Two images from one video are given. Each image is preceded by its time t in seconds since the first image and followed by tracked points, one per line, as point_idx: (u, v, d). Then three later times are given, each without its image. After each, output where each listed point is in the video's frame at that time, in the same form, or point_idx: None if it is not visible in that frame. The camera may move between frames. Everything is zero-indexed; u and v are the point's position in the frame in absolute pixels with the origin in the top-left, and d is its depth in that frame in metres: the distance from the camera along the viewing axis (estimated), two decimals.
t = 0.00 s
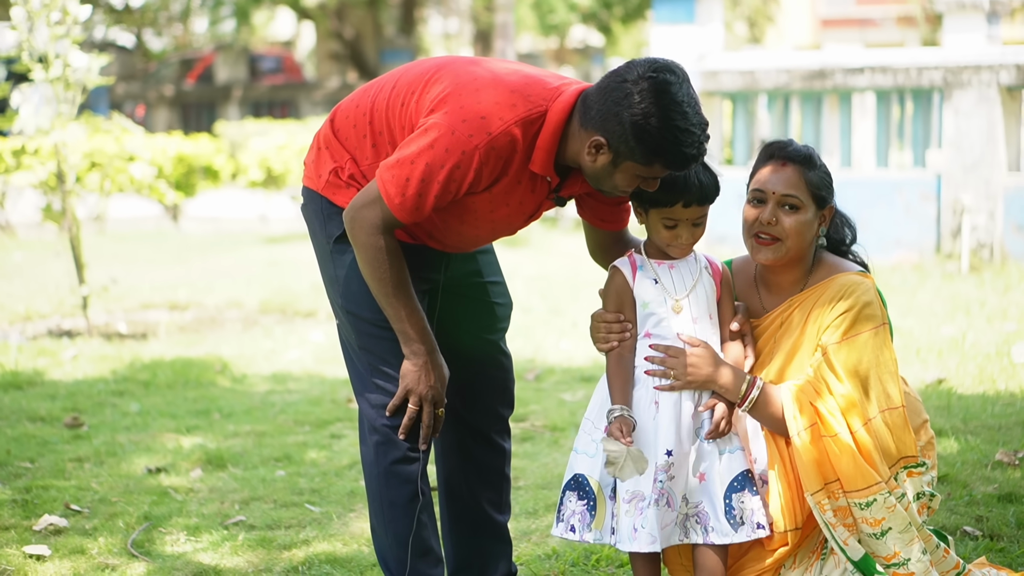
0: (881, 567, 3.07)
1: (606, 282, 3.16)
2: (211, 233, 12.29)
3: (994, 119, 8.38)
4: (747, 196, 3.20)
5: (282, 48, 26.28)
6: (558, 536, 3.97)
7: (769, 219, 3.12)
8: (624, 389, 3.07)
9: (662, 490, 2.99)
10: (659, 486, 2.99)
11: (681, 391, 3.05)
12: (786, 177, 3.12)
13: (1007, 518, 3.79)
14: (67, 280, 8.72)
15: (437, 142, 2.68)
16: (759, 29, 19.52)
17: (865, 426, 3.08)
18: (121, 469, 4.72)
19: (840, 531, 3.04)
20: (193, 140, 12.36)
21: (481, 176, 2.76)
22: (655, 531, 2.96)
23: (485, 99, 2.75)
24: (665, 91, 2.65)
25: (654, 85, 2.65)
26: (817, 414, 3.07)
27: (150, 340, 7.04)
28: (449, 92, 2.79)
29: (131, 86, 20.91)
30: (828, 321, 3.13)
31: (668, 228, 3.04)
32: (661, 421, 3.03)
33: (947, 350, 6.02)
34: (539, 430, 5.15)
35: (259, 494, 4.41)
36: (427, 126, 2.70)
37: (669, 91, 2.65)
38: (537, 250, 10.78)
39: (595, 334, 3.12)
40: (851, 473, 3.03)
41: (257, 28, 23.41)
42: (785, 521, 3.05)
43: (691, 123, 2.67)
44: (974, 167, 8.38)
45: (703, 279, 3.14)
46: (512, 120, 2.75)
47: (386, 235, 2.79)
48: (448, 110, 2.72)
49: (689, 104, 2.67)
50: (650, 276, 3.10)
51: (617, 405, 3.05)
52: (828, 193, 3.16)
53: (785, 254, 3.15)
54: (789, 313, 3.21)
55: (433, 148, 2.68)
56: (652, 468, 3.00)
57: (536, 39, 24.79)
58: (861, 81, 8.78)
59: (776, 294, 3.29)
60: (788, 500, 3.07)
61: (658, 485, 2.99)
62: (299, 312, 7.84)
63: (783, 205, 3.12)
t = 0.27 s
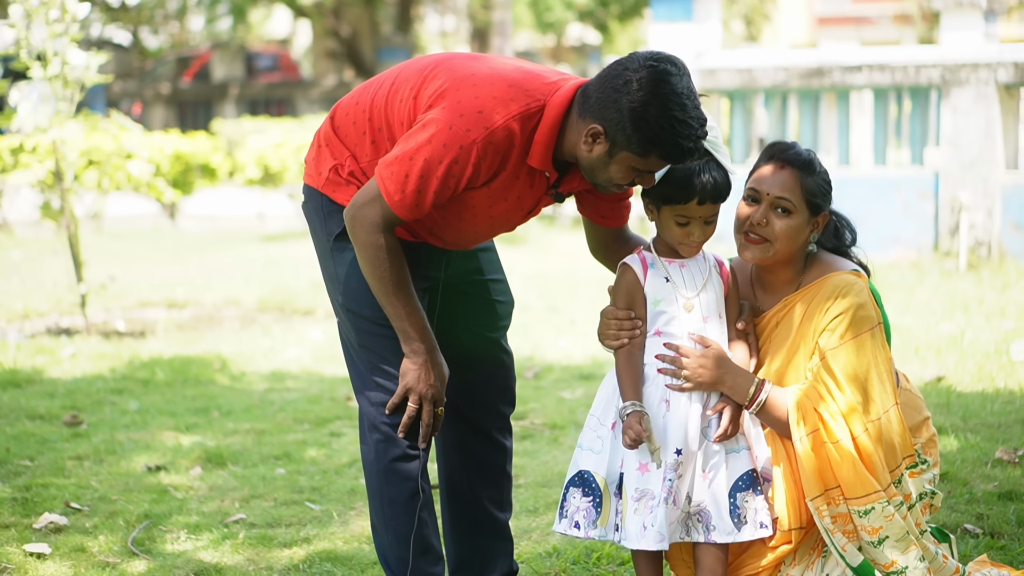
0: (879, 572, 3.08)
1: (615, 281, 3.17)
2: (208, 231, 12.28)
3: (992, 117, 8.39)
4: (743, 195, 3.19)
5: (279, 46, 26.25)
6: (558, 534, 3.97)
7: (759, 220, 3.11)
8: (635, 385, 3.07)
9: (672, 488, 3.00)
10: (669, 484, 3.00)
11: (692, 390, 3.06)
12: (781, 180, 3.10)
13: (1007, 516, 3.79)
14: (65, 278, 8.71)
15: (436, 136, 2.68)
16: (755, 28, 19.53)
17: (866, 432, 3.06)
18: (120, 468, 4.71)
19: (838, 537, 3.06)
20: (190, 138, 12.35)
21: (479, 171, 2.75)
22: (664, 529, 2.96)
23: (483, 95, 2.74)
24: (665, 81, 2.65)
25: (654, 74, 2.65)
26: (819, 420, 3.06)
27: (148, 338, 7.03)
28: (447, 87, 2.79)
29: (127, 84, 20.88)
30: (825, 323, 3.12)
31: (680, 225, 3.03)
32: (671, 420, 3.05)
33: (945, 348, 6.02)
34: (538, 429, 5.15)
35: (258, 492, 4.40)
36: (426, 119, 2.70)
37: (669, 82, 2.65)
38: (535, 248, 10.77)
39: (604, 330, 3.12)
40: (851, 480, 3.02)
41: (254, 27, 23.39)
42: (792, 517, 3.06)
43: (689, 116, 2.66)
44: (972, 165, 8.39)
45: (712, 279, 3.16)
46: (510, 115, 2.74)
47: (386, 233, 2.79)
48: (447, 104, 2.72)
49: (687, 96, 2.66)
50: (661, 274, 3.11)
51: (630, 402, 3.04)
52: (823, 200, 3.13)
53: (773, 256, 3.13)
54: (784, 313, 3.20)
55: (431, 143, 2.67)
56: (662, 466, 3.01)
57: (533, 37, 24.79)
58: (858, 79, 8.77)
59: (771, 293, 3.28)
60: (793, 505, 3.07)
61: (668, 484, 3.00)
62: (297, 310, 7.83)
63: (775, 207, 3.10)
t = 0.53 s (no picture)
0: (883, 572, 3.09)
1: (626, 278, 3.16)
2: (206, 229, 12.26)
3: (991, 116, 8.42)
4: (743, 204, 3.16)
5: (276, 43, 26.21)
6: (561, 533, 3.97)
7: (755, 232, 3.10)
8: (646, 380, 3.09)
9: (679, 486, 3.02)
10: (677, 482, 3.02)
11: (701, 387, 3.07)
12: (779, 193, 3.07)
13: (1010, 514, 3.80)
14: (64, 276, 8.70)
15: (441, 136, 2.68)
16: (752, 26, 19.56)
17: (870, 431, 3.07)
18: (122, 466, 4.71)
19: (843, 537, 3.07)
20: (188, 136, 12.33)
21: (484, 170, 2.75)
22: (671, 527, 2.98)
23: (489, 94, 2.74)
24: (671, 85, 2.62)
25: (659, 80, 2.63)
26: (825, 421, 3.07)
27: (148, 336, 7.03)
28: (452, 86, 2.79)
29: (124, 81, 20.84)
30: (826, 325, 3.11)
31: (692, 223, 3.03)
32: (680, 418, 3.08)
33: (945, 346, 6.04)
34: (540, 427, 5.15)
35: (260, 490, 4.40)
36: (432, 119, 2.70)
37: (676, 85, 2.63)
38: (534, 247, 10.77)
39: (613, 325, 3.12)
40: (856, 481, 3.04)
41: (250, 24, 23.36)
42: (795, 519, 3.09)
43: (696, 118, 2.64)
44: (971, 163, 8.42)
45: (722, 278, 3.17)
46: (516, 113, 2.74)
47: (390, 231, 2.79)
48: (452, 103, 2.72)
49: (694, 99, 2.64)
50: (672, 272, 3.12)
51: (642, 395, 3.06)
52: (822, 214, 3.10)
53: (768, 267, 3.13)
54: (786, 315, 3.19)
55: (436, 142, 2.68)
56: (671, 464, 3.04)
57: (530, 36, 24.79)
58: (858, 77, 8.69)
59: (773, 296, 3.25)
60: (799, 504, 3.10)
61: (675, 481, 3.02)
62: (297, 308, 7.83)
63: (772, 220, 3.09)
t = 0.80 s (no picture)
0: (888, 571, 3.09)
1: (635, 274, 3.18)
2: (205, 226, 12.24)
3: (990, 114, 8.42)
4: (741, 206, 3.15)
5: (274, 41, 26.16)
6: (565, 529, 3.97)
7: (756, 234, 3.09)
8: (655, 376, 3.10)
9: (685, 483, 3.03)
10: (682, 478, 3.03)
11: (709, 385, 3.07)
12: (777, 192, 3.06)
13: (1014, 511, 3.81)
14: (64, 273, 8.69)
15: (453, 135, 2.68)
16: (750, 24, 19.57)
17: (875, 431, 3.07)
18: (124, 463, 4.70)
19: (847, 536, 3.06)
20: (187, 133, 12.31)
21: (495, 168, 2.75)
22: (677, 523, 2.99)
23: (500, 91, 2.74)
24: (683, 88, 2.63)
25: (670, 84, 2.63)
26: (830, 421, 3.06)
27: (148, 333, 7.02)
28: (463, 83, 2.79)
29: (121, 79, 20.81)
30: (833, 325, 3.12)
31: (698, 221, 3.04)
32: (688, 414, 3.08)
33: (946, 344, 6.04)
34: (542, 424, 5.15)
35: (264, 487, 4.40)
36: (443, 118, 2.70)
37: (688, 89, 2.63)
38: (533, 244, 10.77)
39: (621, 322, 3.13)
40: (861, 481, 3.03)
41: (248, 21, 23.33)
42: (802, 515, 3.08)
43: (708, 120, 2.65)
44: (971, 161, 8.41)
45: (730, 274, 3.16)
46: (526, 111, 2.74)
47: (399, 228, 2.79)
48: (464, 102, 2.72)
49: (705, 101, 2.65)
50: (679, 269, 3.13)
51: (651, 392, 3.07)
52: (821, 208, 3.10)
53: (774, 268, 3.13)
54: (791, 313, 3.20)
55: (447, 140, 2.68)
56: (677, 461, 3.05)
57: (528, 33, 24.78)
58: (857, 75, 8.68)
59: (779, 295, 3.26)
60: (803, 503, 3.09)
61: (681, 478, 3.03)
62: (297, 306, 7.82)
63: (772, 221, 3.08)
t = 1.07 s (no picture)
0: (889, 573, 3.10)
1: (638, 272, 3.17)
2: (206, 225, 12.24)
3: (992, 112, 8.42)
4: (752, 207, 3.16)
5: (275, 39, 26.14)
6: (569, 527, 3.98)
7: (768, 235, 3.10)
8: (660, 376, 3.11)
9: (691, 484, 3.03)
10: (688, 479, 3.03)
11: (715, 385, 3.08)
12: (788, 193, 3.07)
13: (1018, 510, 3.81)
14: (65, 271, 8.69)
15: (465, 134, 2.67)
16: (751, 22, 19.55)
17: (881, 434, 3.07)
18: (128, 461, 4.71)
19: (848, 538, 3.07)
20: (188, 131, 12.31)
21: (506, 168, 2.75)
22: (682, 523, 3.01)
23: (511, 91, 2.74)
24: (697, 92, 2.63)
25: (681, 87, 2.62)
26: (835, 423, 3.07)
27: (151, 332, 7.02)
28: (474, 82, 2.78)
29: (122, 77, 20.80)
30: (841, 326, 3.13)
31: (701, 220, 3.03)
32: (693, 414, 3.09)
33: (949, 342, 6.04)
34: (545, 422, 5.15)
35: (267, 485, 4.40)
36: (456, 117, 2.70)
37: (701, 92, 2.63)
38: (534, 243, 10.76)
39: (625, 322, 3.13)
40: (864, 485, 3.04)
41: (248, 19, 23.33)
42: (808, 516, 3.09)
43: (719, 123, 2.65)
44: (972, 159, 8.41)
45: (734, 273, 3.16)
46: (537, 111, 2.74)
47: (408, 226, 2.79)
48: (476, 101, 2.71)
49: (717, 106, 2.65)
50: (683, 268, 3.12)
51: (656, 391, 3.08)
52: (833, 206, 3.10)
53: (787, 267, 3.14)
54: (801, 313, 3.22)
55: (459, 139, 2.67)
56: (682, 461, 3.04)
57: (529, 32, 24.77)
58: (859, 73, 8.67)
59: (789, 293, 3.27)
60: (808, 503, 3.10)
61: (687, 479, 3.03)
62: (299, 304, 7.82)
63: (784, 221, 3.09)
